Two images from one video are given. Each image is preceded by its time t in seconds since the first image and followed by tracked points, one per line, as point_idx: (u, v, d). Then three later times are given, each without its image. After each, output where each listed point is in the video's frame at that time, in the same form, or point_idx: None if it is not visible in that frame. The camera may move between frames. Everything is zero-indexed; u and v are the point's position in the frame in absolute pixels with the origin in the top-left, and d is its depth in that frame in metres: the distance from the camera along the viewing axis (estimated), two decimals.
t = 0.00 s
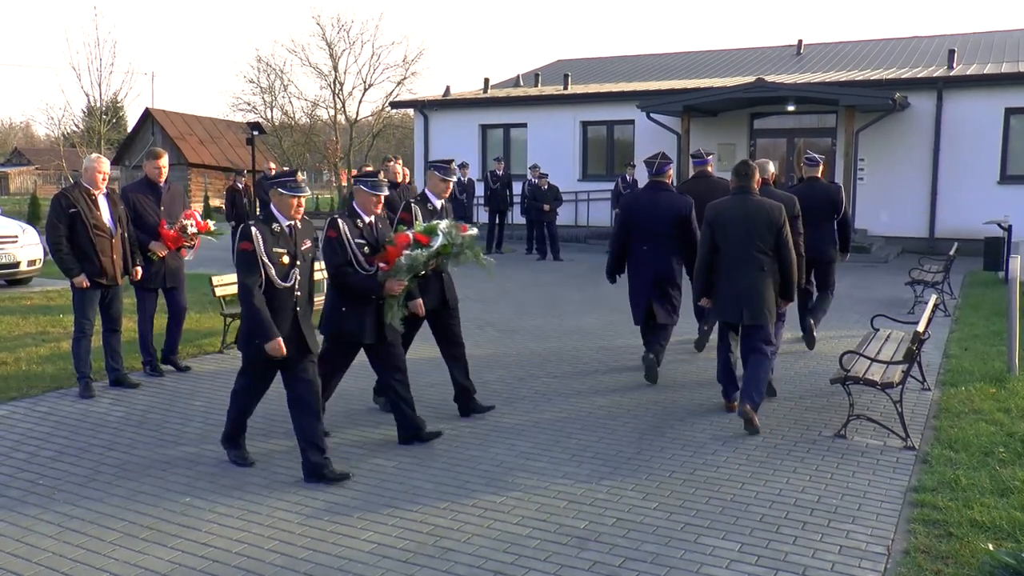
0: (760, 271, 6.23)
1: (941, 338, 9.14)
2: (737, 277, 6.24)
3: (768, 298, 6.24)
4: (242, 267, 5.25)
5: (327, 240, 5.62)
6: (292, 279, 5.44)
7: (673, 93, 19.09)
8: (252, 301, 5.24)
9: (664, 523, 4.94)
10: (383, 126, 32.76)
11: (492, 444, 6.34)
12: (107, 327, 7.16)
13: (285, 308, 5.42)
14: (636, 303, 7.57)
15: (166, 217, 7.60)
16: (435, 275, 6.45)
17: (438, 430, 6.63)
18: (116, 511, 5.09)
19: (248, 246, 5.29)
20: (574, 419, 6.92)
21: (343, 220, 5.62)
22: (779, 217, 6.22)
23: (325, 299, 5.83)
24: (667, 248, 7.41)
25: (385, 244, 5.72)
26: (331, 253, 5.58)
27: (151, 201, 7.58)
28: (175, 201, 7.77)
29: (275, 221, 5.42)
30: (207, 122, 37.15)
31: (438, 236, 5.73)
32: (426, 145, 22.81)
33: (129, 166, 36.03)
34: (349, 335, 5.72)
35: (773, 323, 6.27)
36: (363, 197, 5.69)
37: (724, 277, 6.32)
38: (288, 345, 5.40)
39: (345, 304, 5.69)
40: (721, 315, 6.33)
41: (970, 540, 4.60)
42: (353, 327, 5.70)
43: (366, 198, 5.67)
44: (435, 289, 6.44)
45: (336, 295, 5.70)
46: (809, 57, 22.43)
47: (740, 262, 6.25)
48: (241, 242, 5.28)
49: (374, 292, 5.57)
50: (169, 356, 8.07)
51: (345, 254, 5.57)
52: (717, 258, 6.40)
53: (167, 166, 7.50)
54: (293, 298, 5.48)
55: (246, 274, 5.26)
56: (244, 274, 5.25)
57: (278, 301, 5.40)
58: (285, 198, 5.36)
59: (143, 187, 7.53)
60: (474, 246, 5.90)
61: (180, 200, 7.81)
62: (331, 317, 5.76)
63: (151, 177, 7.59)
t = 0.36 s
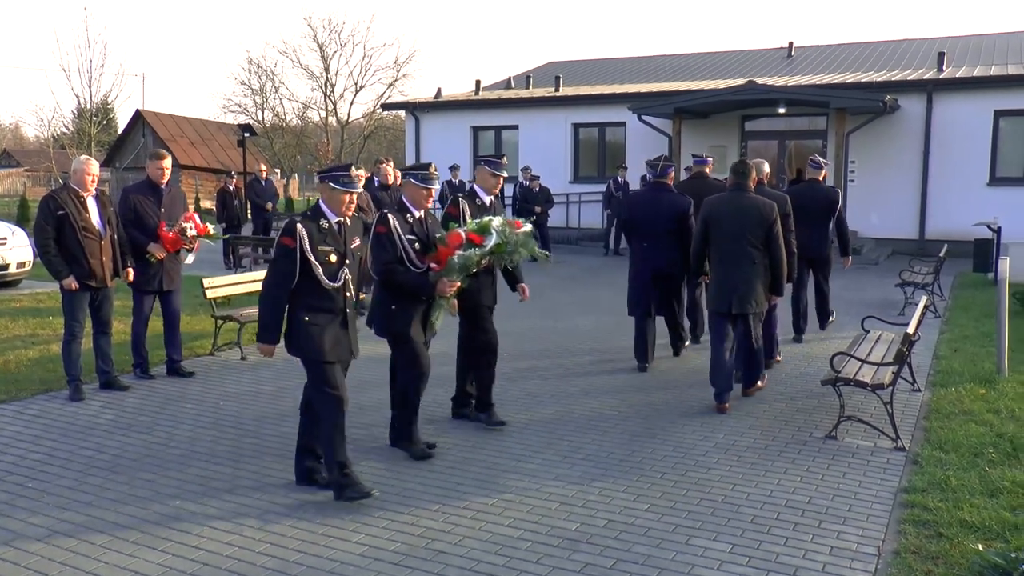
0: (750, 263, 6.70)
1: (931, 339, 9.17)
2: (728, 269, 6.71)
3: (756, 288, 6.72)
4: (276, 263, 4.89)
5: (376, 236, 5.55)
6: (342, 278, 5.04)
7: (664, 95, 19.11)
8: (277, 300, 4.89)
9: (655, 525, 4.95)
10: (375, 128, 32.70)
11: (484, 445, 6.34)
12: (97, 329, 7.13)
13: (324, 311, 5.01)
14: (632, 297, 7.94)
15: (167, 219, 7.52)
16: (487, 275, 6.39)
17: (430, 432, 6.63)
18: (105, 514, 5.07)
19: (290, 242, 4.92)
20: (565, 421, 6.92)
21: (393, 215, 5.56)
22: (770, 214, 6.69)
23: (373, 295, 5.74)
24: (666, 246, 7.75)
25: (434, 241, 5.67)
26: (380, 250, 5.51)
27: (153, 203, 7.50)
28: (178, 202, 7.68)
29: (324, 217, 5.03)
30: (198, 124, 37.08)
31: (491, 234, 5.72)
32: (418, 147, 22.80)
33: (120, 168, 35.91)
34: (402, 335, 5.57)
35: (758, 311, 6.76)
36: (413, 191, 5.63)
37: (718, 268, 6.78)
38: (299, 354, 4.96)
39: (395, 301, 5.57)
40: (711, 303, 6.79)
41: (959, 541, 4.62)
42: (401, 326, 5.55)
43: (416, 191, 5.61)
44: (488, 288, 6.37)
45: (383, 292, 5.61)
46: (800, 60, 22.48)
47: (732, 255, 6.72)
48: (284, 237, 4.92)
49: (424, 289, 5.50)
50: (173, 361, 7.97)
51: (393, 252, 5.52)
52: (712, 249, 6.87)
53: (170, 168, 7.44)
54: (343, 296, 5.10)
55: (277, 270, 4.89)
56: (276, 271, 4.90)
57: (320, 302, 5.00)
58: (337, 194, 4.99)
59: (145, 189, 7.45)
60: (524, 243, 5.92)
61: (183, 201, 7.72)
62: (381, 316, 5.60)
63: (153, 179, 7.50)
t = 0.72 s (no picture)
0: (747, 260, 7.16)
1: (914, 339, 9.24)
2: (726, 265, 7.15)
3: (752, 283, 7.17)
4: (335, 284, 4.51)
5: (421, 245, 5.05)
6: (396, 292, 4.80)
7: (649, 97, 19.15)
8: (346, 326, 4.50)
9: (640, 525, 4.96)
10: (359, 130, 32.56)
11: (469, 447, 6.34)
12: (82, 331, 7.07)
13: (380, 328, 4.72)
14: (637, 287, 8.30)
15: (167, 223, 7.45)
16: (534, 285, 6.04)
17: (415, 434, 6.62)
18: (88, 519, 5.03)
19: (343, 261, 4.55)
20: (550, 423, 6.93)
21: (439, 223, 5.06)
22: (764, 216, 7.19)
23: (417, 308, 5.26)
24: (669, 241, 8.11)
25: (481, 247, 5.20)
26: (427, 262, 5.02)
27: (154, 207, 7.42)
28: (177, 207, 7.63)
29: (370, 229, 4.69)
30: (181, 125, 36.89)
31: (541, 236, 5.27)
32: (402, 148, 22.76)
33: (101, 169, 35.67)
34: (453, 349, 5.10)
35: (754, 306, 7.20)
36: (453, 194, 5.12)
37: (717, 264, 7.22)
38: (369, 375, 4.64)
39: (444, 314, 5.11)
40: (710, 297, 7.23)
41: (941, 539, 4.65)
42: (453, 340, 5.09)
43: (456, 195, 5.10)
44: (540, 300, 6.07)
45: (433, 304, 5.13)
46: (784, 62, 22.56)
47: (730, 252, 7.18)
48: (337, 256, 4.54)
49: (480, 302, 5.04)
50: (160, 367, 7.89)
51: (442, 263, 5.03)
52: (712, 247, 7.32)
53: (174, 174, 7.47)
54: (397, 310, 4.83)
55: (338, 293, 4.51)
56: (338, 295, 4.52)
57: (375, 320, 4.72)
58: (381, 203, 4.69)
59: (146, 193, 7.41)
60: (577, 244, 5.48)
61: (181, 207, 7.68)
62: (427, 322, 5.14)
63: (154, 182, 7.45)
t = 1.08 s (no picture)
0: (735, 258, 7.24)
1: (893, 339, 9.31)
2: (715, 262, 7.24)
3: (741, 281, 7.22)
4: (386, 286, 4.34)
5: (468, 249, 5.09)
6: (438, 297, 4.56)
7: (630, 98, 19.21)
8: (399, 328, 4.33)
9: (622, 525, 4.97)
10: (340, 131, 32.44)
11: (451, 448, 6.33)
12: (70, 331, 7.03)
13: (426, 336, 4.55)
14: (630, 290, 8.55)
15: (165, 230, 7.36)
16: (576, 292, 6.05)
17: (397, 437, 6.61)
18: (66, 523, 4.98)
19: (388, 261, 4.37)
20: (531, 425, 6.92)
21: (486, 227, 5.11)
22: (751, 215, 7.27)
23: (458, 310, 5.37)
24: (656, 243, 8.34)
25: (525, 254, 5.30)
26: (474, 266, 5.07)
27: (151, 213, 7.33)
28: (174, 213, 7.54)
29: (414, 230, 4.49)
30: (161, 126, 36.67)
31: (587, 243, 5.44)
32: (384, 150, 22.74)
33: (80, 171, 35.39)
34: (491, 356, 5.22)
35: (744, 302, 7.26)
36: (501, 198, 5.20)
37: (706, 263, 7.31)
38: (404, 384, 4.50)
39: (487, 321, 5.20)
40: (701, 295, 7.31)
41: (920, 537, 4.69)
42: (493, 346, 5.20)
43: (505, 199, 5.19)
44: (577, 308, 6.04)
45: (477, 309, 5.23)
46: (764, 64, 22.68)
47: (718, 251, 7.27)
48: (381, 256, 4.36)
49: (528, 309, 5.12)
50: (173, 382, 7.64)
51: (490, 268, 5.09)
52: (700, 247, 7.41)
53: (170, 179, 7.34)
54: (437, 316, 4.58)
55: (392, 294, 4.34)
56: (396, 295, 4.34)
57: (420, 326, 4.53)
58: (427, 202, 4.46)
59: (142, 199, 7.30)
60: (620, 247, 5.69)
61: (178, 212, 7.58)
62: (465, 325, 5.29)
63: (151, 188, 7.36)
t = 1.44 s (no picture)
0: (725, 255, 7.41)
1: (879, 340, 9.37)
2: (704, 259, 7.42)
3: (730, 275, 7.43)
4: (441, 286, 4.12)
5: (531, 250, 4.69)
6: (510, 297, 4.35)
7: (617, 100, 19.23)
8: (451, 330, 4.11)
9: (610, 526, 4.98)
10: (326, 132, 32.26)
11: (438, 450, 6.34)
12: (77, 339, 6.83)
13: (494, 338, 4.30)
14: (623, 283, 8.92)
15: (171, 227, 7.13)
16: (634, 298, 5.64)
17: (384, 438, 6.60)
18: (51, 527, 4.95)
19: (452, 260, 4.16)
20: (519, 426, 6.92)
21: (550, 227, 4.72)
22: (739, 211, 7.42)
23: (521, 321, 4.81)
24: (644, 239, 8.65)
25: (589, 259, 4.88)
26: (538, 269, 4.66)
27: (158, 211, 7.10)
28: (180, 209, 7.32)
29: (485, 227, 4.31)
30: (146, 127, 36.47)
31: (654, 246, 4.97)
32: (371, 150, 22.71)
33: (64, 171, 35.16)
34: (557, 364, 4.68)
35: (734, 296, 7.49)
36: (566, 198, 4.82)
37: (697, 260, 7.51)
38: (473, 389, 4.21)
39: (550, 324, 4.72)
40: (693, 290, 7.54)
41: (905, 536, 4.72)
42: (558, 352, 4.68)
43: (570, 200, 4.82)
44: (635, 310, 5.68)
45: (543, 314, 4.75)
46: (751, 66, 22.74)
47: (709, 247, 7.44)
48: (446, 254, 4.15)
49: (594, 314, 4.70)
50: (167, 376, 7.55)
51: (555, 272, 4.68)
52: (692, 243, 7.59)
53: (177, 176, 7.12)
54: (510, 317, 4.36)
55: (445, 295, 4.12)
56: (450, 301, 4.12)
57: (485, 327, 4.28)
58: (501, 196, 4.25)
59: (149, 197, 7.07)
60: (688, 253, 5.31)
61: (185, 209, 7.35)
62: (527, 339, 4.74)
63: (157, 185, 7.12)
